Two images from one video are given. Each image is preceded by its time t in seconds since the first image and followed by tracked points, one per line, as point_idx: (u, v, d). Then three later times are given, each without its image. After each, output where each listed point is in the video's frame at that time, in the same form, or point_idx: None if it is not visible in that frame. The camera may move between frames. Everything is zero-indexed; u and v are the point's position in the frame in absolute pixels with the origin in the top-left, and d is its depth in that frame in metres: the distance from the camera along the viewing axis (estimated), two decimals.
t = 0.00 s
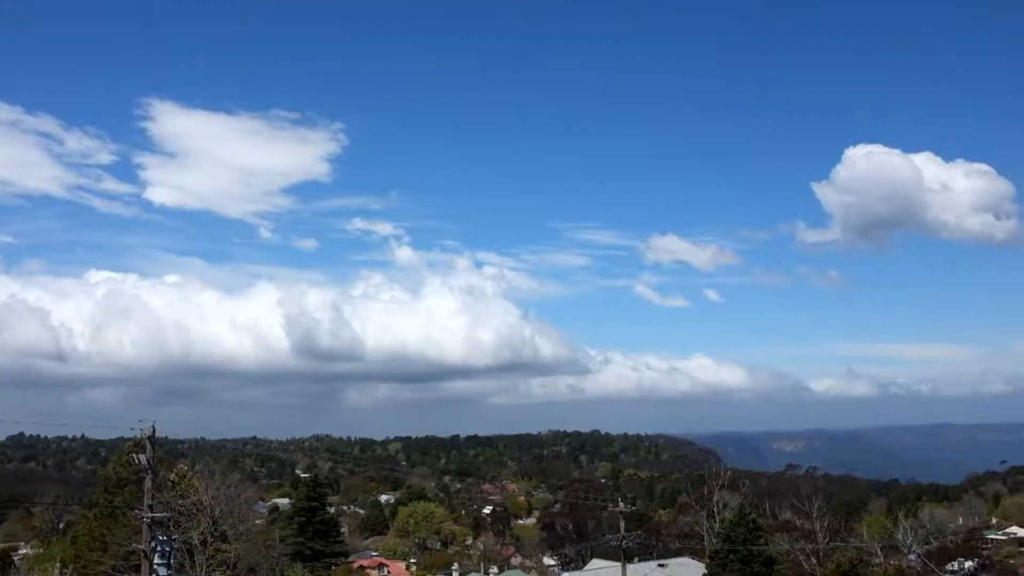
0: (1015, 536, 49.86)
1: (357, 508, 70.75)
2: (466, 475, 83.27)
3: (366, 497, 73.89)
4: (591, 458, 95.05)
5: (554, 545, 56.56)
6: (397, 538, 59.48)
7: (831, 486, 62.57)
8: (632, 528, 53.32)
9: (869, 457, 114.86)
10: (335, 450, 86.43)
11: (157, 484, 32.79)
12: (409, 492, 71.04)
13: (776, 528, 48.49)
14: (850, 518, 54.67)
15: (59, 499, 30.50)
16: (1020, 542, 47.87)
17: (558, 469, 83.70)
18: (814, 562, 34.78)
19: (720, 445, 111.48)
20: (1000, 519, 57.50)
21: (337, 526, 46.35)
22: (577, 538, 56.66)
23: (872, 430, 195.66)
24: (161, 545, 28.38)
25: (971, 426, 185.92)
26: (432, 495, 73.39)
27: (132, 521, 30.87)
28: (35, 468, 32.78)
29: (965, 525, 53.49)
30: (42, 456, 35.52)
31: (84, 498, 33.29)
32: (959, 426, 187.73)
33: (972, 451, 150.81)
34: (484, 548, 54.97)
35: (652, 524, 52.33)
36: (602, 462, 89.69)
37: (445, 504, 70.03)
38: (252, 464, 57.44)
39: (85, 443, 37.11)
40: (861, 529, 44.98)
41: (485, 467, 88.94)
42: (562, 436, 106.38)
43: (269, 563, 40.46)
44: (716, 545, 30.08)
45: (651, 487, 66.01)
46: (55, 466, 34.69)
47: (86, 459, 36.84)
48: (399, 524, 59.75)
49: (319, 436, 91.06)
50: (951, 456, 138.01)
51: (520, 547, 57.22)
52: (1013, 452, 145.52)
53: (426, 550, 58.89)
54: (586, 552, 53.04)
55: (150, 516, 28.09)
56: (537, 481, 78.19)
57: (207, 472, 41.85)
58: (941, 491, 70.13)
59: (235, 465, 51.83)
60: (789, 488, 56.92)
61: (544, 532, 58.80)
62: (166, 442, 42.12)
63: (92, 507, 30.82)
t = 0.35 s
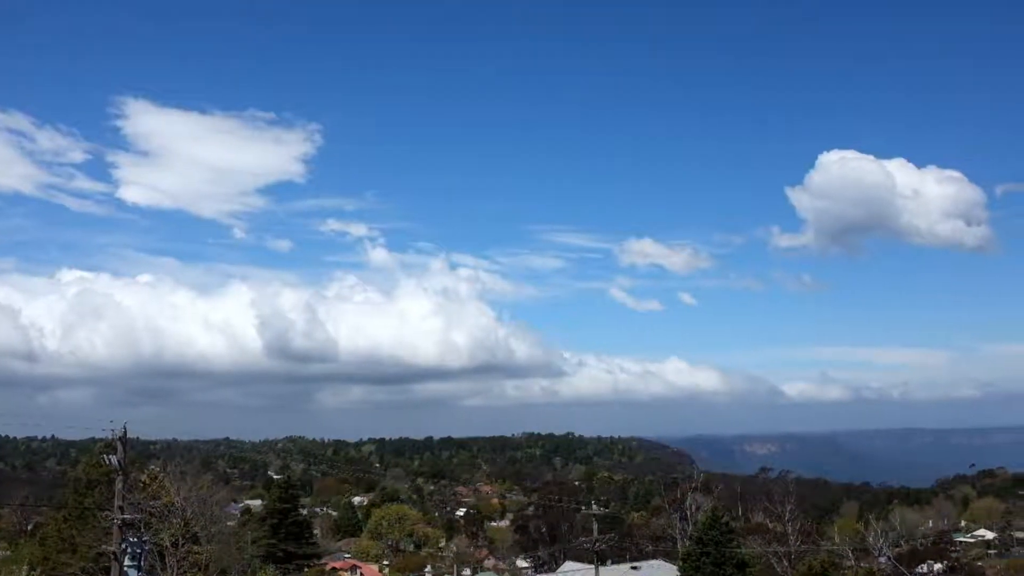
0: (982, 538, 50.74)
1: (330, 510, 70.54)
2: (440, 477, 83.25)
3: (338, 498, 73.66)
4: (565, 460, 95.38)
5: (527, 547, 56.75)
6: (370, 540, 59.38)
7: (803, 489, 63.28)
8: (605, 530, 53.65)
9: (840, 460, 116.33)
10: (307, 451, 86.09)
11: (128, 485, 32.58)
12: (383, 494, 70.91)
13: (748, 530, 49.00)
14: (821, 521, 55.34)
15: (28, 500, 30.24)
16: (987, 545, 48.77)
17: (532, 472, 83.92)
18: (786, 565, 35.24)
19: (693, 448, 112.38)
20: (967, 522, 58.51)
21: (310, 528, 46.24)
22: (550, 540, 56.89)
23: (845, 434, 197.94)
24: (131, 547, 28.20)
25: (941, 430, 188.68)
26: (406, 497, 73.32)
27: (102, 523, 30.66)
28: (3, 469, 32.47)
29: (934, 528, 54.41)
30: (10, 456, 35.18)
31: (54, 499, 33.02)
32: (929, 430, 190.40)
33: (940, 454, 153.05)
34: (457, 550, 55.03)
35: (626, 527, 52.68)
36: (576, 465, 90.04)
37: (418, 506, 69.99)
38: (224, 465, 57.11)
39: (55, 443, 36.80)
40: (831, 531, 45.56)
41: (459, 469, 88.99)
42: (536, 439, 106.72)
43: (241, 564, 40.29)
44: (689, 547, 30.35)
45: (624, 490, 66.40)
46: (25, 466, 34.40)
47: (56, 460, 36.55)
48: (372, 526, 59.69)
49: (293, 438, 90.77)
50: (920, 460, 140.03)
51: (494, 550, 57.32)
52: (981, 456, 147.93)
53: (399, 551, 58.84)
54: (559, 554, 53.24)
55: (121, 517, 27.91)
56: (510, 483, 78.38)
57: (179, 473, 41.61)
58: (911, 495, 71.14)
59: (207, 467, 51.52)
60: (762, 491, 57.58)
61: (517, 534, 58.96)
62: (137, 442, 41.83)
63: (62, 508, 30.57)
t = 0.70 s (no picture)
0: (953, 542, 51.55)
1: (305, 511, 70.26)
2: (415, 480, 83.19)
3: (314, 500, 73.32)
4: (541, 463, 95.63)
5: (503, 549, 56.93)
6: (345, 542, 59.27)
7: (777, 493, 63.97)
8: (581, 533, 53.96)
9: (814, 464, 117.50)
10: (282, 453, 85.70)
11: (101, 485, 32.37)
12: (358, 495, 70.76)
13: (722, 534, 49.53)
14: (795, 525, 56.01)
15: None
16: (958, 548, 49.56)
17: (508, 474, 84.15)
18: (760, 568, 35.61)
19: (668, 451, 112.99)
20: (938, 527, 59.37)
21: (284, 530, 46.10)
22: (525, 543, 57.11)
23: (819, 438, 199.80)
24: (103, 547, 28.00)
25: (913, 435, 190.94)
26: (381, 499, 73.19)
27: (74, 524, 30.42)
28: None
29: (907, 532, 55.14)
30: None
31: (25, 500, 32.73)
32: (902, 435, 192.57)
33: (912, 459, 155.13)
34: (433, 553, 55.06)
35: (601, 530, 53.02)
36: (552, 467, 90.41)
37: (393, 508, 69.93)
38: (198, 466, 56.82)
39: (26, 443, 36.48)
40: (805, 535, 46.12)
41: (435, 472, 88.97)
42: (512, 441, 107.03)
43: (214, 566, 40.11)
44: (664, 550, 30.65)
45: (600, 493, 66.79)
46: None
47: (28, 460, 36.25)
48: (347, 528, 59.51)
49: (268, 439, 90.36)
50: (893, 464, 141.68)
51: (469, 552, 57.41)
52: (951, 460, 149.93)
53: (373, 553, 58.78)
54: (534, 557, 53.41)
55: (93, 517, 27.72)
56: (486, 485, 78.55)
57: (153, 474, 41.39)
58: (883, 499, 72.05)
59: (182, 467, 51.22)
60: (737, 494, 58.08)
61: (493, 536, 59.07)
62: (110, 442, 41.54)
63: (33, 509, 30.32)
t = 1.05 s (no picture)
0: (923, 541, 52.42)
1: (278, 511, 69.96)
2: (389, 479, 83.09)
3: (287, 499, 73.02)
4: (515, 463, 95.86)
5: (477, 549, 57.08)
6: (318, 542, 59.13)
7: (749, 492, 64.68)
8: (555, 532, 54.26)
9: (785, 464, 118.77)
10: (255, 453, 85.22)
11: (71, 485, 32.13)
12: (331, 495, 70.57)
13: (695, 533, 50.05)
14: (768, 524, 56.70)
15: None
16: (927, 547, 50.56)
17: (481, 474, 84.28)
18: (733, 567, 36.03)
19: (642, 451, 113.60)
20: (908, 525, 60.32)
21: (257, 529, 45.95)
22: (499, 542, 57.30)
23: (790, 438, 201.76)
24: (72, 548, 27.80)
25: (883, 434, 193.40)
26: (355, 498, 73.03)
27: (43, 524, 30.18)
28: None
29: (877, 530, 56.07)
30: None
31: None
32: (872, 434, 194.97)
33: (881, 458, 157.33)
34: (406, 552, 55.09)
35: (574, 530, 53.36)
36: (526, 467, 90.74)
37: (367, 508, 69.84)
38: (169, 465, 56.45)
39: None
40: (777, 534, 46.72)
41: (409, 471, 88.90)
42: (485, 441, 107.21)
43: (186, 566, 39.93)
44: (638, 549, 30.99)
45: (574, 492, 67.15)
46: None
47: None
48: (320, 527, 59.40)
49: (240, 438, 89.81)
50: (862, 464, 143.50)
51: (443, 551, 57.49)
52: (920, 460, 152.20)
53: (347, 553, 58.69)
54: (507, 556, 53.61)
55: (63, 518, 27.51)
56: (460, 485, 78.68)
57: (124, 473, 41.14)
58: (854, 498, 73.07)
59: (153, 467, 50.88)
60: (709, 493, 58.69)
61: (467, 536, 59.18)
62: (80, 442, 41.20)
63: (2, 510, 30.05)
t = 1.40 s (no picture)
0: (905, 536, 53.00)
1: (261, 509, 69.73)
2: (372, 476, 83.00)
3: (270, 497, 72.78)
4: (498, 460, 96.01)
5: (461, 545, 57.20)
6: (301, 540, 59.03)
7: (732, 488, 65.14)
8: (538, 529, 54.49)
9: (768, 460, 119.69)
10: (238, 450, 84.84)
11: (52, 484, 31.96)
12: (314, 492, 70.43)
13: (678, 529, 50.39)
14: (751, 520, 57.20)
15: None
16: (909, 542, 51.17)
17: (464, 471, 84.39)
18: (716, 563, 36.30)
19: (625, 448, 114.30)
20: (891, 521, 60.91)
21: (240, 528, 45.85)
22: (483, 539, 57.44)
23: (773, 434, 202.96)
24: (53, 548, 27.65)
25: (864, 431, 194.96)
26: (338, 496, 72.90)
27: (23, 524, 30.00)
28: None
29: (859, 525, 56.64)
30: None
31: None
32: (853, 430, 196.50)
33: (862, 454, 158.84)
34: (390, 549, 55.14)
35: (558, 526, 53.65)
36: (509, 464, 90.93)
37: (350, 505, 69.78)
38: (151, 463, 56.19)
39: None
40: (760, 530, 47.13)
41: (392, 468, 88.87)
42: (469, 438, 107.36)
43: (167, 564, 39.82)
44: (621, 546, 31.18)
45: (557, 489, 67.46)
46: None
47: None
48: (304, 525, 59.31)
49: (222, 436, 89.47)
50: (843, 460, 144.61)
51: (426, 549, 57.58)
52: (901, 456, 153.50)
53: (330, 551, 58.63)
54: (490, 553, 53.75)
55: (42, 517, 27.37)
56: (443, 482, 78.79)
57: (106, 472, 40.99)
58: (836, 493, 73.75)
59: (135, 465, 50.67)
60: (693, 489, 59.10)
61: (450, 533, 59.24)
62: (61, 440, 40.97)
63: None
